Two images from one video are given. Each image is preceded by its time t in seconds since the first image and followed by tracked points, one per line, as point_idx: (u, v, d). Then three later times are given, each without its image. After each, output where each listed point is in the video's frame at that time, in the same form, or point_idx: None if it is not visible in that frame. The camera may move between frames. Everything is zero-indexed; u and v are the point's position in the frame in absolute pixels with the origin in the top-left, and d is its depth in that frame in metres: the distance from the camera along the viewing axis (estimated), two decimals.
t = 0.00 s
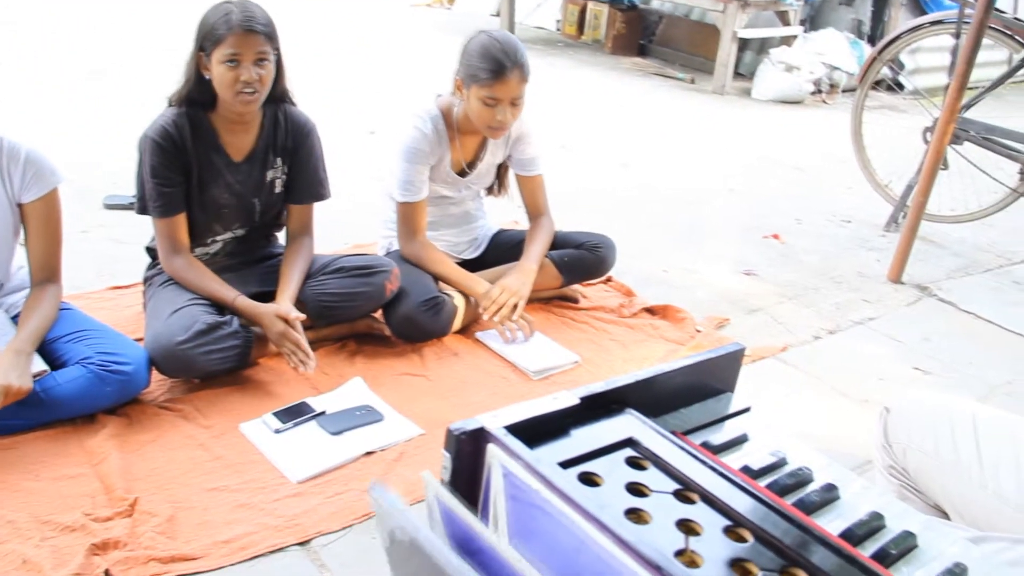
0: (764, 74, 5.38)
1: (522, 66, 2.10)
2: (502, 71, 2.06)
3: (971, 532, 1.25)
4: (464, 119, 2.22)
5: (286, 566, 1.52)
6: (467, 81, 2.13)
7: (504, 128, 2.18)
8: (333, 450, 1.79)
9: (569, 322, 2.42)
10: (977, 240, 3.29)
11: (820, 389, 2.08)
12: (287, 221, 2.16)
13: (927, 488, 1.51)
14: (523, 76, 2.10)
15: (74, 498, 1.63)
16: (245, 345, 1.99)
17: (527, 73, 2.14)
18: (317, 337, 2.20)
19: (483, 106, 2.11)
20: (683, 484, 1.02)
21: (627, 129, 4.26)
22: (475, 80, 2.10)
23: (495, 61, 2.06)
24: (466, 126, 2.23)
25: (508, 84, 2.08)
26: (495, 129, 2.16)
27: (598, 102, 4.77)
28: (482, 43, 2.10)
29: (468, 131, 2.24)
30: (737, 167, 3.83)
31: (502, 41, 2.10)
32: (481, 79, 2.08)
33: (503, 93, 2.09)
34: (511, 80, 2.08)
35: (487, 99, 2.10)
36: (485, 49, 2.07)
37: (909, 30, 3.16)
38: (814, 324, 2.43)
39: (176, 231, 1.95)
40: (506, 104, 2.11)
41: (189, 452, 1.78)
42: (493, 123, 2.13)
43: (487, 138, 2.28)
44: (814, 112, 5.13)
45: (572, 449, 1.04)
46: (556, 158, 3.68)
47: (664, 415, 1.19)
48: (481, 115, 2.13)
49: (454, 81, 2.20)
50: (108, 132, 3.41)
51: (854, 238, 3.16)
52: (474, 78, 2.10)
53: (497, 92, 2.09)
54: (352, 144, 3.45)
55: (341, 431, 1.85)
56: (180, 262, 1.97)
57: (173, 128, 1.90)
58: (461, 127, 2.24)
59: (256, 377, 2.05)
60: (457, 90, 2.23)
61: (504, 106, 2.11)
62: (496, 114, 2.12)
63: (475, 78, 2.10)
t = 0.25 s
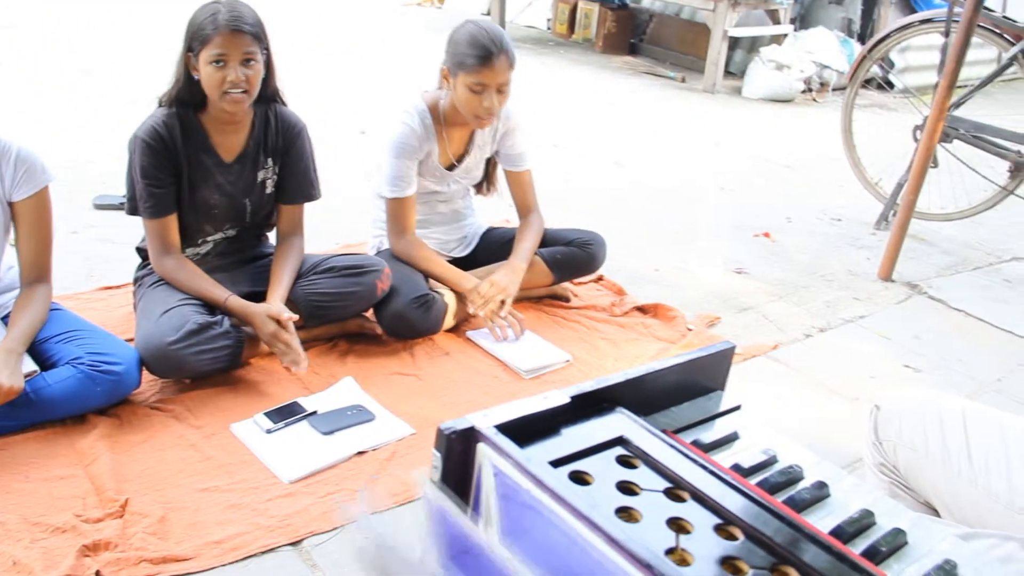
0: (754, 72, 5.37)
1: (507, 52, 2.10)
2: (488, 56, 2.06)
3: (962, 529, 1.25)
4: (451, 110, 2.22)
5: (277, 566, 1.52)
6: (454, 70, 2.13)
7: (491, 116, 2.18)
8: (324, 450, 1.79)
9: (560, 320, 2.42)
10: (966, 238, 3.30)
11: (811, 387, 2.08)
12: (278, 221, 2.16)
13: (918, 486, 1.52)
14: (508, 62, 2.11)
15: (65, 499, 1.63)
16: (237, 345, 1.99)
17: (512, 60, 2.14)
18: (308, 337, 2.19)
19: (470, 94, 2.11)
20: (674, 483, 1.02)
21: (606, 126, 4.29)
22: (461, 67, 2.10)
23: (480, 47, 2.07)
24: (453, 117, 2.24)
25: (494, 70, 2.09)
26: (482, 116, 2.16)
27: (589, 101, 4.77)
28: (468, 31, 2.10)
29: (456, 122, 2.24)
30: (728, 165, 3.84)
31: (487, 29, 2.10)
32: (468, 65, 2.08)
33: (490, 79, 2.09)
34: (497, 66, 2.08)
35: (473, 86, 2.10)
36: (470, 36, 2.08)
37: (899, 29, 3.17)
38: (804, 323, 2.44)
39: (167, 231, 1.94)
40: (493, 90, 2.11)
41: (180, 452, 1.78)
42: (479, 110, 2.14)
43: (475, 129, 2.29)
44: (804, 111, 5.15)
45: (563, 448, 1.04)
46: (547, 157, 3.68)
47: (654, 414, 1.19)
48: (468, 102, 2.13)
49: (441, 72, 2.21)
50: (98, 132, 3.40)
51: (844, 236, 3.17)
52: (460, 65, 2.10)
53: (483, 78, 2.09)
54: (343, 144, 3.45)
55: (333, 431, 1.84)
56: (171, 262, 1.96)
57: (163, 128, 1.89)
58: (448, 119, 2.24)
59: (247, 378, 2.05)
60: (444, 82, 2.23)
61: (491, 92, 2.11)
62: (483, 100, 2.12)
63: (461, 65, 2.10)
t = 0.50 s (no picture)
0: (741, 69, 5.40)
1: (496, 46, 2.11)
2: (477, 50, 2.06)
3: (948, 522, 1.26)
4: (438, 105, 2.22)
5: (267, 566, 1.52)
6: (442, 63, 2.13)
7: (479, 110, 2.18)
8: (313, 450, 1.79)
9: (549, 318, 2.42)
10: (953, 233, 3.32)
11: (799, 383, 2.09)
12: (265, 220, 2.15)
13: (905, 480, 1.52)
14: (497, 56, 2.11)
15: (52, 502, 1.62)
16: (225, 345, 1.98)
17: (500, 54, 2.15)
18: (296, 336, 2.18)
19: (459, 87, 2.11)
20: (662, 479, 1.02)
21: (594, 123, 4.29)
22: (450, 61, 2.10)
23: (469, 41, 2.06)
24: (440, 112, 2.24)
25: (482, 64, 2.09)
26: (470, 110, 2.16)
27: (577, 99, 4.77)
28: (456, 24, 2.10)
29: (443, 118, 2.25)
30: (716, 162, 3.85)
31: (476, 24, 2.10)
32: (456, 59, 2.08)
33: (479, 73, 2.09)
34: (486, 59, 2.08)
35: (462, 80, 2.10)
36: (459, 30, 2.08)
37: (885, 25, 3.18)
38: (793, 319, 2.45)
39: (154, 231, 1.93)
40: (481, 84, 2.11)
41: (169, 453, 1.77)
42: (467, 104, 2.14)
43: (462, 124, 2.29)
44: (792, 108, 5.16)
45: (550, 445, 1.04)
46: (536, 154, 3.68)
47: (641, 411, 1.19)
48: (456, 96, 2.12)
49: (428, 66, 2.21)
50: (84, 131, 3.38)
51: (832, 232, 3.18)
52: (448, 59, 2.10)
53: (472, 72, 2.08)
54: (331, 143, 3.44)
55: (322, 430, 1.84)
56: (159, 262, 1.95)
57: (148, 127, 1.88)
58: (435, 115, 2.24)
59: (236, 378, 2.04)
60: (430, 76, 2.23)
61: (479, 86, 2.11)
62: (471, 94, 2.12)
63: (449, 58, 2.10)
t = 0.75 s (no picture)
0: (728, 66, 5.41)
1: (488, 47, 2.11)
2: (470, 51, 2.06)
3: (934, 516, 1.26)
4: (429, 103, 2.22)
5: (255, 566, 1.51)
6: (434, 62, 2.12)
7: (469, 110, 2.18)
8: (301, 449, 1.78)
9: (536, 315, 2.42)
10: (939, 229, 3.33)
11: (786, 379, 2.10)
12: (251, 219, 2.15)
13: (892, 474, 1.53)
14: (489, 57, 2.11)
15: (39, 502, 1.61)
16: (212, 345, 1.98)
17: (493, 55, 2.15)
18: (283, 335, 2.18)
19: (451, 87, 2.11)
20: (648, 475, 1.02)
21: (582, 121, 4.29)
22: (442, 60, 2.09)
23: (463, 41, 2.06)
24: (429, 111, 2.24)
25: (475, 64, 2.09)
26: (461, 110, 2.16)
27: (564, 96, 4.77)
28: (449, 24, 2.10)
29: (432, 117, 2.24)
30: (703, 159, 3.86)
31: (470, 24, 2.10)
32: (449, 59, 2.08)
33: (471, 73, 2.09)
34: (479, 60, 2.08)
35: (454, 80, 2.10)
36: (452, 30, 2.08)
37: (871, 22, 3.19)
38: (780, 315, 2.45)
39: (140, 230, 1.92)
40: (473, 85, 2.11)
41: (156, 453, 1.76)
42: (459, 104, 2.14)
43: (452, 123, 2.29)
44: (779, 104, 5.18)
45: (536, 442, 1.04)
46: (524, 152, 3.68)
47: (628, 407, 1.19)
48: (448, 96, 2.12)
49: (419, 64, 2.20)
50: (68, 130, 3.36)
51: (819, 228, 3.20)
52: (441, 58, 2.09)
53: (465, 72, 2.08)
54: (318, 141, 3.43)
55: (310, 429, 1.83)
56: (145, 262, 1.95)
57: (133, 126, 1.87)
58: (424, 113, 2.24)
59: (223, 377, 2.03)
60: (421, 74, 2.23)
61: (471, 86, 2.11)
62: (463, 94, 2.12)
63: (442, 57, 2.09)
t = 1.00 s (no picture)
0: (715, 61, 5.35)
1: (484, 52, 2.10)
2: (466, 56, 2.06)
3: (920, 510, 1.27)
4: (422, 104, 2.21)
5: (243, 565, 1.51)
6: (429, 65, 2.12)
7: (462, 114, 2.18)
8: (289, 447, 1.78)
9: (524, 311, 2.43)
10: (925, 224, 3.35)
11: (772, 374, 2.10)
12: (238, 217, 2.14)
13: (878, 468, 1.53)
14: (485, 62, 2.11)
15: (25, 503, 1.60)
16: (200, 344, 1.97)
17: (488, 60, 2.15)
18: (271, 333, 2.17)
19: (445, 91, 2.11)
20: (634, 471, 1.02)
21: (569, 117, 4.29)
22: (437, 65, 2.09)
23: (458, 46, 2.06)
24: (422, 113, 2.23)
25: (471, 69, 2.09)
26: (454, 113, 2.16)
27: (552, 93, 4.76)
28: (444, 27, 2.09)
29: (424, 118, 2.24)
30: (691, 156, 3.86)
31: (466, 28, 2.10)
32: (444, 64, 2.07)
33: (466, 78, 2.09)
34: (474, 65, 2.08)
35: (449, 85, 2.09)
36: (448, 33, 2.07)
37: (857, 18, 3.21)
38: (768, 311, 2.46)
39: (126, 229, 1.91)
40: (468, 90, 2.11)
41: (143, 452, 1.75)
42: (453, 108, 2.14)
43: (443, 124, 2.28)
44: (766, 100, 5.19)
45: (522, 438, 1.04)
46: (511, 149, 3.67)
47: (614, 403, 1.19)
48: (443, 100, 2.12)
49: (413, 65, 2.20)
50: (51, 129, 3.34)
51: (806, 224, 3.21)
52: (436, 62, 2.09)
53: (460, 77, 2.08)
54: (304, 139, 3.42)
55: (298, 427, 1.83)
56: (131, 261, 1.94)
57: (120, 126, 1.86)
58: (417, 114, 2.24)
59: (210, 376, 2.03)
60: (414, 75, 2.22)
61: (466, 91, 2.11)
62: (457, 98, 2.12)
63: (436, 61, 2.09)
